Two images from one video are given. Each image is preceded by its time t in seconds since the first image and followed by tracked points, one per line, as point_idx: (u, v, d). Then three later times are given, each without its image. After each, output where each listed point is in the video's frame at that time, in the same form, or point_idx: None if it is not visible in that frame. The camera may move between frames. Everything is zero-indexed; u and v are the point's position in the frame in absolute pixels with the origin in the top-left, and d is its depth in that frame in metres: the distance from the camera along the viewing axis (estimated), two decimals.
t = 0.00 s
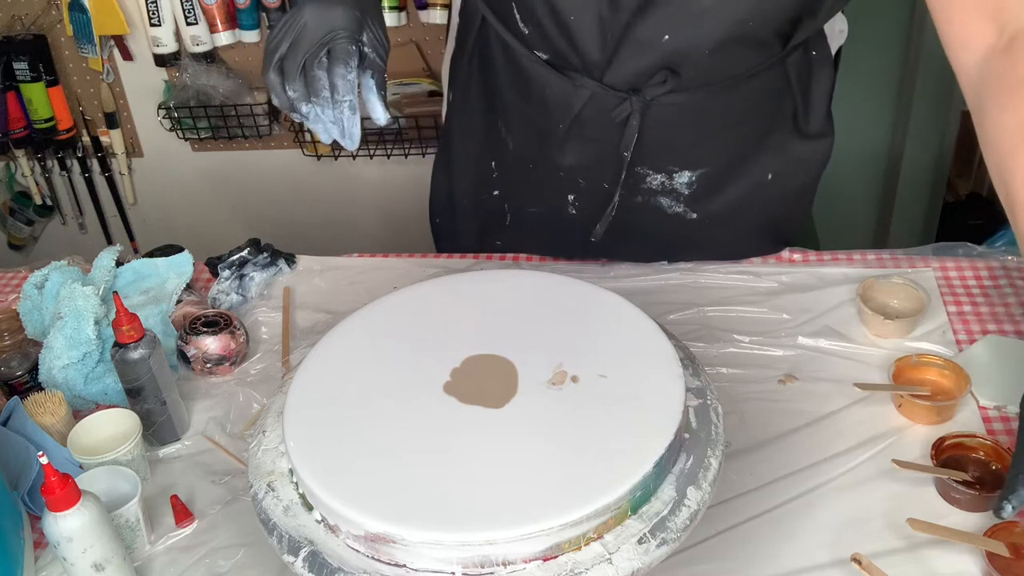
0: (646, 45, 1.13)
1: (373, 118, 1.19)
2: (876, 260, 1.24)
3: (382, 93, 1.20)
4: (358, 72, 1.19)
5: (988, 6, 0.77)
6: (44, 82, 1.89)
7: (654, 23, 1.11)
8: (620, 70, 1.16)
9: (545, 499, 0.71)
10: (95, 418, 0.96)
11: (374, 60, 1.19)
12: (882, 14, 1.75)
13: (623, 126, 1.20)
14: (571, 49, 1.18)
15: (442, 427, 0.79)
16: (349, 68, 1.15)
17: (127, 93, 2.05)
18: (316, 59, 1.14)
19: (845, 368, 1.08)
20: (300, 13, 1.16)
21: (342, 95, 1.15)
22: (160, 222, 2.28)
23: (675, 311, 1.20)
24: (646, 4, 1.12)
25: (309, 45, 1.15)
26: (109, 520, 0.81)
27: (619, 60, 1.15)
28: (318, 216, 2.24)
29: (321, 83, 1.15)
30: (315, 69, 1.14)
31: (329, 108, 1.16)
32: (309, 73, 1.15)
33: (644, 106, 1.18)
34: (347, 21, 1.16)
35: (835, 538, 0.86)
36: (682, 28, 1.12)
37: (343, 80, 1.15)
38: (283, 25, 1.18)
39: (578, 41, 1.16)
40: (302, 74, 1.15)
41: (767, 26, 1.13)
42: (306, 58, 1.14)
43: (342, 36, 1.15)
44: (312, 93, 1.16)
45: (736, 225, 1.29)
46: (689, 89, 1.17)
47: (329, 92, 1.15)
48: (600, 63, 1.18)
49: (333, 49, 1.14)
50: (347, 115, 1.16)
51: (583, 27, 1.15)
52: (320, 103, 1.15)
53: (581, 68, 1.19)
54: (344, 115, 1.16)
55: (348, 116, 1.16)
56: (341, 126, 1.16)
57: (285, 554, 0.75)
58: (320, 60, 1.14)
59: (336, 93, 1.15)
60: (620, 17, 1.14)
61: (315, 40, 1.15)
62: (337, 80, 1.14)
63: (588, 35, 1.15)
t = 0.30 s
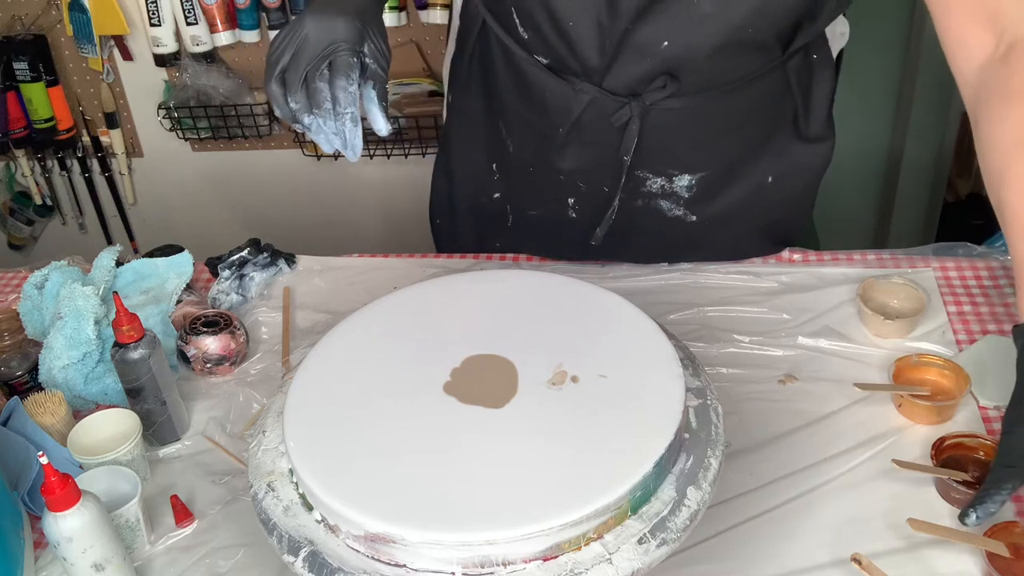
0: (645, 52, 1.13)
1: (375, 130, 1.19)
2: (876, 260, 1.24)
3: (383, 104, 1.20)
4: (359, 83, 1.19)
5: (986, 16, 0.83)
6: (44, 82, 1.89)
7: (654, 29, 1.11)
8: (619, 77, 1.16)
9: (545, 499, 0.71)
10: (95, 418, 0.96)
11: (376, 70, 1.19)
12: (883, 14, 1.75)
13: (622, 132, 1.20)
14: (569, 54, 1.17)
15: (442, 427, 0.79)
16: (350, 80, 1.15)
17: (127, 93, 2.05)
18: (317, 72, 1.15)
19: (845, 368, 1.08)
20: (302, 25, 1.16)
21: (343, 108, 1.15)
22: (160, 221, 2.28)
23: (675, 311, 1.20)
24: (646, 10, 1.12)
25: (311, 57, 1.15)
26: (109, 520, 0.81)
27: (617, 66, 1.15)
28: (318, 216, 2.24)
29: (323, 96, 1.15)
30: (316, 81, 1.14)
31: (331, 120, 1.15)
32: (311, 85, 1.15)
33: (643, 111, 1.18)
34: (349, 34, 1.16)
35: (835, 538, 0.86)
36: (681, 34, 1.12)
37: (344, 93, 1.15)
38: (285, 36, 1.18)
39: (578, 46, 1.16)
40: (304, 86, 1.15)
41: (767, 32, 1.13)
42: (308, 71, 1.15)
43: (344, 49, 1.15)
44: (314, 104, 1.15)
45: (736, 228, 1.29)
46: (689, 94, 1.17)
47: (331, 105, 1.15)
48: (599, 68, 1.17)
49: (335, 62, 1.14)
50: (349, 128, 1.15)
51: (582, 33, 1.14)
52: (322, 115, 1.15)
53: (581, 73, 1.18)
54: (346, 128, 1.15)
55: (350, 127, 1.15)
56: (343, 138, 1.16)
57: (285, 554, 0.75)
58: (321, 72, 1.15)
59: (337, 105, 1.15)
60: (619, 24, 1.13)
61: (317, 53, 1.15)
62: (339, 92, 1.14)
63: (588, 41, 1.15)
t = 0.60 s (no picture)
0: (644, 52, 1.13)
1: (374, 128, 1.20)
2: (876, 260, 1.24)
3: (382, 103, 1.20)
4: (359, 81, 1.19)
5: (984, 19, 0.88)
6: (44, 82, 1.89)
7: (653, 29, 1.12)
8: (618, 76, 1.16)
9: (545, 499, 0.71)
10: (95, 417, 0.96)
11: (375, 69, 1.19)
12: (882, 13, 1.75)
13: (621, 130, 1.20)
14: (568, 53, 1.18)
15: (442, 427, 0.79)
16: (350, 78, 1.14)
17: (127, 93, 2.05)
18: (316, 70, 1.14)
19: (845, 368, 1.08)
20: (301, 24, 1.16)
21: (342, 106, 1.15)
22: (160, 221, 2.28)
23: (675, 311, 1.20)
24: (644, 8, 1.12)
25: (311, 56, 1.15)
26: (110, 520, 0.81)
27: (615, 66, 1.16)
28: (318, 215, 2.24)
29: (322, 94, 1.14)
30: (315, 80, 1.14)
31: (330, 118, 1.16)
32: (310, 84, 1.15)
33: (642, 110, 1.18)
34: (348, 32, 1.15)
35: (835, 538, 0.86)
36: (679, 33, 1.12)
37: (344, 91, 1.14)
38: (285, 36, 1.18)
39: (577, 45, 1.16)
40: (303, 84, 1.15)
41: (765, 30, 1.13)
42: (307, 69, 1.15)
43: (344, 47, 1.14)
44: (313, 103, 1.15)
45: (735, 228, 1.29)
46: (688, 93, 1.17)
47: (331, 103, 1.15)
48: (598, 67, 1.17)
49: (334, 61, 1.14)
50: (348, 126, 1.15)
51: (581, 32, 1.15)
52: (321, 114, 1.15)
53: (581, 72, 1.19)
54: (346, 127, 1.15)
55: (349, 126, 1.15)
56: (343, 136, 1.16)
57: (285, 554, 0.75)
58: (321, 70, 1.14)
59: (337, 104, 1.15)
60: (617, 23, 1.13)
61: (316, 52, 1.15)
62: (338, 91, 1.14)
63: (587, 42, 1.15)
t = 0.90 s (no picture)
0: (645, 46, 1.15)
1: (376, 117, 1.21)
2: (876, 260, 1.24)
3: (386, 92, 1.20)
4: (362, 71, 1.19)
5: None
6: (44, 82, 1.89)
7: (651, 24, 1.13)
8: (617, 71, 1.17)
9: (545, 499, 0.71)
10: (95, 418, 0.96)
11: (377, 58, 1.18)
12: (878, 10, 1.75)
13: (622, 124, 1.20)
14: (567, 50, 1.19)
15: (442, 427, 0.79)
16: (352, 68, 1.15)
17: (127, 93, 2.05)
18: (319, 61, 1.15)
19: (845, 368, 1.08)
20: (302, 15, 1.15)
21: (346, 96, 1.16)
22: (160, 222, 2.28)
23: (675, 311, 1.20)
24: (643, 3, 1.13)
25: (312, 47, 1.14)
26: (110, 520, 0.81)
27: (615, 61, 1.16)
28: (318, 215, 2.24)
29: (325, 85, 1.15)
30: (319, 70, 1.15)
31: (333, 109, 1.17)
32: (313, 75, 1.15)
33: (643, 105, 1.18)
34: (351, 23, 1.15)
35: (835, 538, 0.86)
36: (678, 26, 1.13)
37: (348, 81, 1.15)
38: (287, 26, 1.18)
39: (576, 41, 1.17)
40: (306, 75, 1.15)
41: (765, 22, 1.14)
42: (310, 60, 1.15)
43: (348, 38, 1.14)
44: (317, 94, 1.16)
45: (737, 225, 1.29)
46: (688, 87, 1.17)
47: (335, 93, 1.16)
48: (598, 62, 1.18)
49: (337, 51, 1.14)
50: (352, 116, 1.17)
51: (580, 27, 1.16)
52: (325, 105, 1.16)
53: (581, 67, 1.19)
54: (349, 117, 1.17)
55: (352, 116, 1.17)
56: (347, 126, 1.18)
57: (285, 554, 0.75)
58: (323, 60, 1.15)
59: (340, 94, 1.16)
60: (618, 17, 1.15)
61: (319, 43, 1.14)
62: (342, 81, 1.15)
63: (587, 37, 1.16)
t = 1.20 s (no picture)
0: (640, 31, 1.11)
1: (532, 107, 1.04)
2: (876, 260, 1.24)
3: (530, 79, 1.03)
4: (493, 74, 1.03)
5: None
6: (44, 82, 1.89)
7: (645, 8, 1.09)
8: (615, 57, 1.14)
9: (545, 499, 0.71)
10: (95, 418, 0.96)
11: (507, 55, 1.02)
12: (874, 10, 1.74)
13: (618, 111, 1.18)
14: (562, 42, 1.16)
15: (442, 427, 0.79)
16: (489, 69, 1.00)
17: (127, 93, 2.05)
18: (456, 79, 0.99)
19: (845, 368, 1.08)
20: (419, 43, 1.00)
21: (501, 102, 1.01)
22: (160, 222, 2.27)
23: (675, 311, 1.20)
24: None
25: (446, 71, 0.99)
26: (110, 520, 0.81)
27: (613, 48, 1.13)
28: (318, 215, 2.24)
29: (473, 103, 1.01)
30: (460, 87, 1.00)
31: (500, 124, 1.03)
32: (455, 94, 1.00)
33: (639, 91, 1.16)
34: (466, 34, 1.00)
35: (835, 538, 0.86)
36: (674, 10, 1.09)
37: (495, 88, 1.01)
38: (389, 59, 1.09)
39: (570, 32, 1.14)
40: (450, 97, 1.01)
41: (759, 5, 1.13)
42: (437, 89, 1.00)
43: (473, 49, 0.99)
44: (466, 109, 1.01)
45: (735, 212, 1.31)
46: (681, 72, 1.16)
47: (479, 106, 1.01)
48: (594, 50, 1.15)
49: (473, 63, 0.99)
50: (515, 126, 1.03)
51: (575, 17, 1.12)
52: (484, 112, 1.01)
53: (577, 57, 1.17)
54: (512, 123, 1.03)
55: (508, 114, 1.02)
56: (511, 137, 1.04)
57: (285, 554, 0.75)
58: (458, 78, 0.99)
59: (489, 97, 1.01)
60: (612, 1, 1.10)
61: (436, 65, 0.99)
62: (483, 88, 1.00)
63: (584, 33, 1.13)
